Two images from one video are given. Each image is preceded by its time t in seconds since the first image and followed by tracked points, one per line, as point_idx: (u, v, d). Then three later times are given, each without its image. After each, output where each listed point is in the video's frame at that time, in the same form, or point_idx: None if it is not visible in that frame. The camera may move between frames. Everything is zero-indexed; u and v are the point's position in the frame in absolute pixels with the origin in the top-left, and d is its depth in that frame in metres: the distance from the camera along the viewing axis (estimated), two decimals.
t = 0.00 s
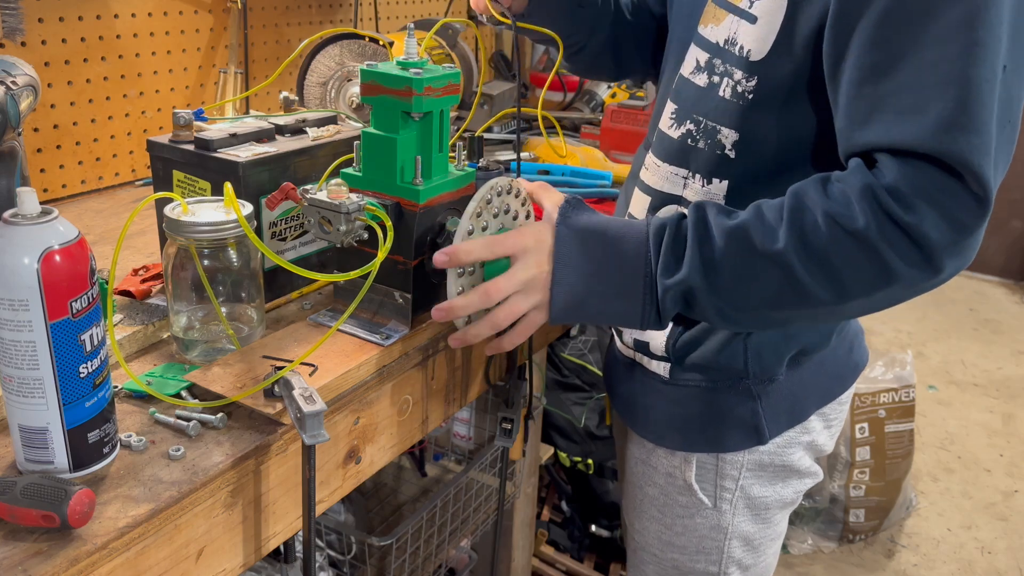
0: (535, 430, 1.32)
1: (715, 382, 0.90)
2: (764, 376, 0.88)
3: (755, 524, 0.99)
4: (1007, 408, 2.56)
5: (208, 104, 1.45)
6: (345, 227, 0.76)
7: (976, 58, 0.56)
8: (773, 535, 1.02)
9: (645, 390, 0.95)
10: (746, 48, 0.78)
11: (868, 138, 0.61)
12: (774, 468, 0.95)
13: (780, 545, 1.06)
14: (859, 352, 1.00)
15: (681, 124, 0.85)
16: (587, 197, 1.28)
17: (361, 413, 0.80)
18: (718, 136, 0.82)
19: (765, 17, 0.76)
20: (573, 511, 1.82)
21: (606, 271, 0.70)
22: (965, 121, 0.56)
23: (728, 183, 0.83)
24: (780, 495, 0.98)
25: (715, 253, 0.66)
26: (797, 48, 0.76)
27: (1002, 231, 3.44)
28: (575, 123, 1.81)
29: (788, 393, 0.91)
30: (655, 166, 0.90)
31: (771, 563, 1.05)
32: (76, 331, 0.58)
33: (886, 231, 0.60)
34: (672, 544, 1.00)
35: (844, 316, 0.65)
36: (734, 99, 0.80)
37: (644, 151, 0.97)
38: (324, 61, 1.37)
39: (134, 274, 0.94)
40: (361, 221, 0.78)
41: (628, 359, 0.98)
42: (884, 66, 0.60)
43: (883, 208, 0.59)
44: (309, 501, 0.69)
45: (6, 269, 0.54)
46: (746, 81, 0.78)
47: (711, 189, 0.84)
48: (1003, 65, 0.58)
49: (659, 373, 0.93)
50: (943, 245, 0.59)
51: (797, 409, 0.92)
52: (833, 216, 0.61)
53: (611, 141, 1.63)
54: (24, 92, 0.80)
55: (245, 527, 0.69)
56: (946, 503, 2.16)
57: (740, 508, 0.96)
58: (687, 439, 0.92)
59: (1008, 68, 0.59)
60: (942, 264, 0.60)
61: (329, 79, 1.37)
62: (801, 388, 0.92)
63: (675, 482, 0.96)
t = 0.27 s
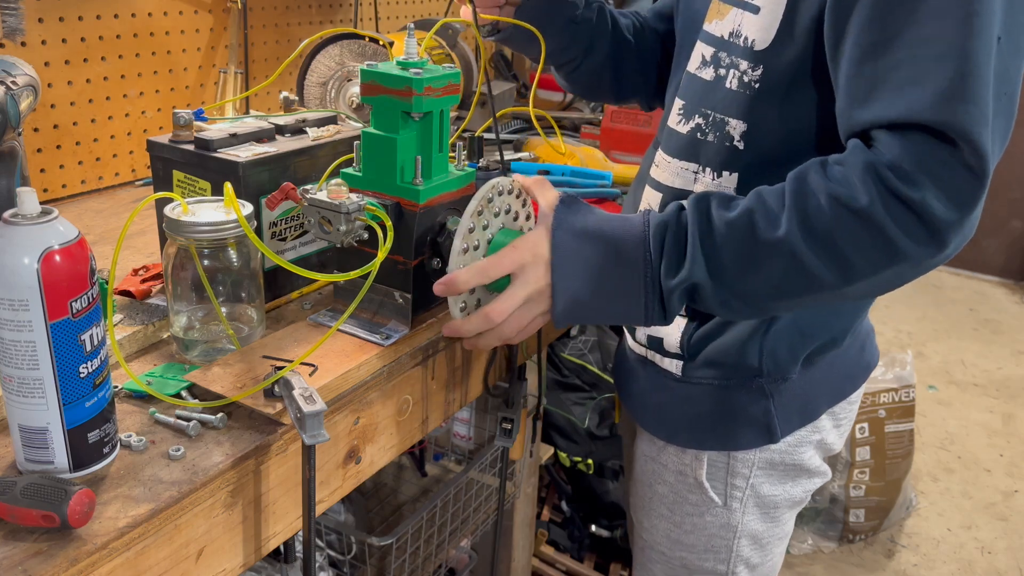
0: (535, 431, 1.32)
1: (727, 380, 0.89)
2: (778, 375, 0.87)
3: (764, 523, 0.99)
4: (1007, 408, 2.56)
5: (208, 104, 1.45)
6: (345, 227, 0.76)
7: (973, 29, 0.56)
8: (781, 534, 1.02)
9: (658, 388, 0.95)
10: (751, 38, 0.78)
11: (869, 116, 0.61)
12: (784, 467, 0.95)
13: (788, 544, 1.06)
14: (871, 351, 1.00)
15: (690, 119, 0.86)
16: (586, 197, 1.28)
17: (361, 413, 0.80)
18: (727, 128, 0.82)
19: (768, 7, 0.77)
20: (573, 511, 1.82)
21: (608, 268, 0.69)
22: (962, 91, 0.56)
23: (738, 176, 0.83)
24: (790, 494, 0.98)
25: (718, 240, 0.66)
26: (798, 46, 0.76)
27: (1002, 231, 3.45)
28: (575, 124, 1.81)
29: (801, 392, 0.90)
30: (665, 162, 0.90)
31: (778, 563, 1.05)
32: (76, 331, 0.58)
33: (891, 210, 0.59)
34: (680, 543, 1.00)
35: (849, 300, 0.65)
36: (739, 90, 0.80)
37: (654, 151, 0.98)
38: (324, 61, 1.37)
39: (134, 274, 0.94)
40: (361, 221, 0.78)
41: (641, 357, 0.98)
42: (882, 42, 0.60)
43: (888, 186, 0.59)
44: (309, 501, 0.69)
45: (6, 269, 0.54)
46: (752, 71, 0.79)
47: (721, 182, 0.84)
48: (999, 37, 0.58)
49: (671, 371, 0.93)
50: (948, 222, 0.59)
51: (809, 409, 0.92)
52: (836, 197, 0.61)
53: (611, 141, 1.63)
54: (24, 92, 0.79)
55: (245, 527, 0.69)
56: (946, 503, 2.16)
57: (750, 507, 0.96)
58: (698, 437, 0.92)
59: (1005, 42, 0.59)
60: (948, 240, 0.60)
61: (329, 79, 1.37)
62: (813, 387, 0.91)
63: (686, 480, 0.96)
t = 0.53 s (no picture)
0: (535, 430, 1.32)
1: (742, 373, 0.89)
2: (796, 370, 0.87)
3: (773, 520, 0.99)
4: (1007, 408, 2.56)
5: (208, 104, 1.45)
6: (344, 227, 0.76)
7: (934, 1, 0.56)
8: (787, 532, 1.03)
9: (670, 383, 0.93)
10: (750, 38, 0.78)
11: (836, 97, 0.61)
12: (796, 464, 0.95)
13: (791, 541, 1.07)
14: (882, 349, 1.00)
15: (704, 119, 0.85)
16: (586, 197, 1.28)
17: (361, 413, 0.80)
18: (742, 125, 0.81)
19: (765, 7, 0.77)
20: (573, 511, 1.83)
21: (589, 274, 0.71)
22: (917, 61, 0.56)
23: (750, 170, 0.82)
24: (799, 491, 0.99)
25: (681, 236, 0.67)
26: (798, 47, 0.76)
27: (1002, 231, 3.45)
28: (575, 124, 1.81)
29: (817, 387, 0.91)
30: (676, 160, 0.88)
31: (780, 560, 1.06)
32: (76, 331, 0.58)
33: (839, 183, 0.59)
34: (690, 540, 0.99)
35: (822, 284, 0.63)
36: (746, 89, 0.80)
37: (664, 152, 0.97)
38: (324, 61, 1.37)
39: (134, 274, 0.94)
40: (361, 221, 0.78)
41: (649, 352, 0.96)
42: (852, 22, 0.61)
43: (830, 161, 0.59)
44: (309, 501, 0.69)
45: (6, 269, 0.54)
46: (754, 70, 0.79)
47: (734, 177, 0.83)
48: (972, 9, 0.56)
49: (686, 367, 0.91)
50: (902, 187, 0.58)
51: (823, 405, 0.92)
52: (786, 181, 0.61)
53: (611, 141, 1.63)
54: (24, 92, 0.79)
55: (245, 527, 0.69)
56: (946, 503, 2.16)
57: (762, 504, 0.96)
58: (709, 432, 0.91)
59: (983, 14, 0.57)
60: (903, 204, 0.59)
61: (329, 79, 1.37)
62: (828, 384, 0.92)
63: (698, 477, 0.95)
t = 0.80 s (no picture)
0: (535, 431, 1.32)
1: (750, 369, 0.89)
2: (803, 371, 0.88)
3: (759, 522, 0.99)
4: (1007, 408, 2.56)
5: (208, 104, 1.45)
6: (344, 227, 0.76)
7: (941, 23, 0.59)
8: (767, 536, 1.03)
9: (675, 376, 0.94)
10: (773, 69, 0.82)
11: (844, 114, 0.65)
12: (789, 467, 0.96)
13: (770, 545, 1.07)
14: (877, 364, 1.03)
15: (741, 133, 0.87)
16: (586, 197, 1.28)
17: (361, 413, 0.80)
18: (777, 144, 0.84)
19: (787, 40, 0.81)
20: (573, 511, 1.82)
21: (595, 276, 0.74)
22: (923, 78, 0.60)
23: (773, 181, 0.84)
24: (787, 495, 0.99)
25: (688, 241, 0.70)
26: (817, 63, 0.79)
27: (1002, 231, 3.45)
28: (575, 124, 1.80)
29: (818, 391, 0.92)
30: (705, 161, 0.91)
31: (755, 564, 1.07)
32: (76, 331, 0.58)
33: (847, 186, 0.62)
34: (676, 536, 0.99)
35: (826, 286, 0.66)
36: (773, 117, 0.83)
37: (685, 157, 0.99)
38: (324, 61, 1.37)
39: (134, 274, 0.94)
40: (361, 221, 0.78)
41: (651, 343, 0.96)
42: (863, 43, 0.65)
43: (837, 166, 0.62)
44: (309, 501, 0.69)
45: (6, 269, 0.54)
46: (779, 98, 0.83)
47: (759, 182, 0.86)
48: (978, 34, 0.60)
49: (693, 362, 0.91)
50: (907, 193, 0.61)
51: (821, 412, 0.93)
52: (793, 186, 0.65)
53: (611, 141, 1.63)
54: (24, 92, 0.79)
55: (245, 527, 0.69)
56: (946, 503, 2.16)
57: (752, 504, 0.96)
58: (716, 425, 0.92)
59: (990, 38, 0.61)
60: (907, 208, 0.62)
61: (329, 79, 1.37)
62: (828, 392, 0.93)
63: (694, 472, 0.95)
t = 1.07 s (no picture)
0: (535, 430, 1.32)
1: (763, 373, 0.89)
2: (818, 376, 0.88)
3: (763, 528, 0.99)
4: (1007, 408, 2.56)
5: (208, 104, 1.45)
6: (345, 227, 0.76)
7: (962, 50, 0.60)
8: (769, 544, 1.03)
9: (689, 378, 0.94)
10: (786, 97, 0.83)
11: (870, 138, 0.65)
12: (796, 474, 0.96)
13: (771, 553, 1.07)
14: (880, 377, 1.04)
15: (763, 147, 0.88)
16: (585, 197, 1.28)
17: (361, 413, 0.80)
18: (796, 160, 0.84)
19: (798, 70, 0.82)
20: (572, 511, 1.81)
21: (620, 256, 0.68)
22: (955, 104, 0.60)
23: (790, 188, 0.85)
24: (792, 503, 0.99)
25: (731, 220, 0.65)
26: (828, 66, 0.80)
27: (1002, 231, 3.44)
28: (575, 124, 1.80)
29: (831, 400, 0.91)
30: (726, 168, 0.91)
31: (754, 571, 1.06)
32: (76, 331, 0.58)
33: (903, 198, 0.61)
34: (680, 540, 0.99)
35: (858, 296, 0.64)
36: (789, 142, 0.84)
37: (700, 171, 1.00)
38: (324, 61, 1.37)
39: (134, 274, 0.94)
40: (361, 221, 0.78)
41: (662, 348, 0.97)
42: (883, 70, 0.66)
43: (898, 173, 0.61)
44: (309, 501, 0.69)
45: (6, 269, 0.54)
46: (796, 124, 0.83)
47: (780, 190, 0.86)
48: (999, 59, 0.61)
49: (705, 364, 0.92)
50: (955, 218, 0.61)
51: (832, 422, 0.93)
52: (850, 185, 0.62)
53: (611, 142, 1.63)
54: (24, 92, 0.79)
55: (245, 527, 0.69)
56: (946, 503, 2.16)
57: (758, 509, 0.96)
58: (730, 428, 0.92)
59: (1010, 62, 0.61)
60: (953, 230, 0.61)
61: (329, 79, 1.37)
62: (842, 402, 0.93)
63: (702, 475, 0.95)
